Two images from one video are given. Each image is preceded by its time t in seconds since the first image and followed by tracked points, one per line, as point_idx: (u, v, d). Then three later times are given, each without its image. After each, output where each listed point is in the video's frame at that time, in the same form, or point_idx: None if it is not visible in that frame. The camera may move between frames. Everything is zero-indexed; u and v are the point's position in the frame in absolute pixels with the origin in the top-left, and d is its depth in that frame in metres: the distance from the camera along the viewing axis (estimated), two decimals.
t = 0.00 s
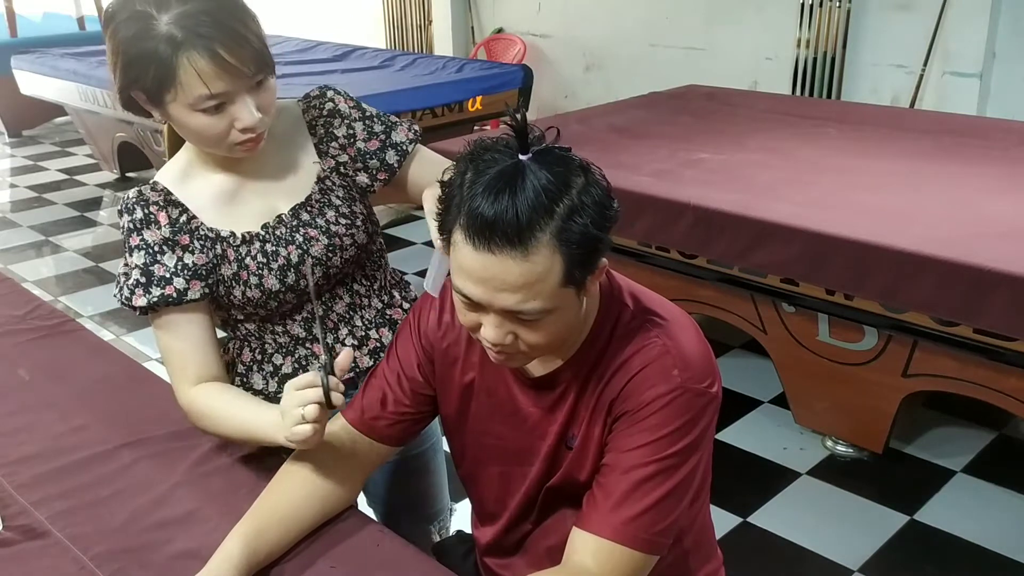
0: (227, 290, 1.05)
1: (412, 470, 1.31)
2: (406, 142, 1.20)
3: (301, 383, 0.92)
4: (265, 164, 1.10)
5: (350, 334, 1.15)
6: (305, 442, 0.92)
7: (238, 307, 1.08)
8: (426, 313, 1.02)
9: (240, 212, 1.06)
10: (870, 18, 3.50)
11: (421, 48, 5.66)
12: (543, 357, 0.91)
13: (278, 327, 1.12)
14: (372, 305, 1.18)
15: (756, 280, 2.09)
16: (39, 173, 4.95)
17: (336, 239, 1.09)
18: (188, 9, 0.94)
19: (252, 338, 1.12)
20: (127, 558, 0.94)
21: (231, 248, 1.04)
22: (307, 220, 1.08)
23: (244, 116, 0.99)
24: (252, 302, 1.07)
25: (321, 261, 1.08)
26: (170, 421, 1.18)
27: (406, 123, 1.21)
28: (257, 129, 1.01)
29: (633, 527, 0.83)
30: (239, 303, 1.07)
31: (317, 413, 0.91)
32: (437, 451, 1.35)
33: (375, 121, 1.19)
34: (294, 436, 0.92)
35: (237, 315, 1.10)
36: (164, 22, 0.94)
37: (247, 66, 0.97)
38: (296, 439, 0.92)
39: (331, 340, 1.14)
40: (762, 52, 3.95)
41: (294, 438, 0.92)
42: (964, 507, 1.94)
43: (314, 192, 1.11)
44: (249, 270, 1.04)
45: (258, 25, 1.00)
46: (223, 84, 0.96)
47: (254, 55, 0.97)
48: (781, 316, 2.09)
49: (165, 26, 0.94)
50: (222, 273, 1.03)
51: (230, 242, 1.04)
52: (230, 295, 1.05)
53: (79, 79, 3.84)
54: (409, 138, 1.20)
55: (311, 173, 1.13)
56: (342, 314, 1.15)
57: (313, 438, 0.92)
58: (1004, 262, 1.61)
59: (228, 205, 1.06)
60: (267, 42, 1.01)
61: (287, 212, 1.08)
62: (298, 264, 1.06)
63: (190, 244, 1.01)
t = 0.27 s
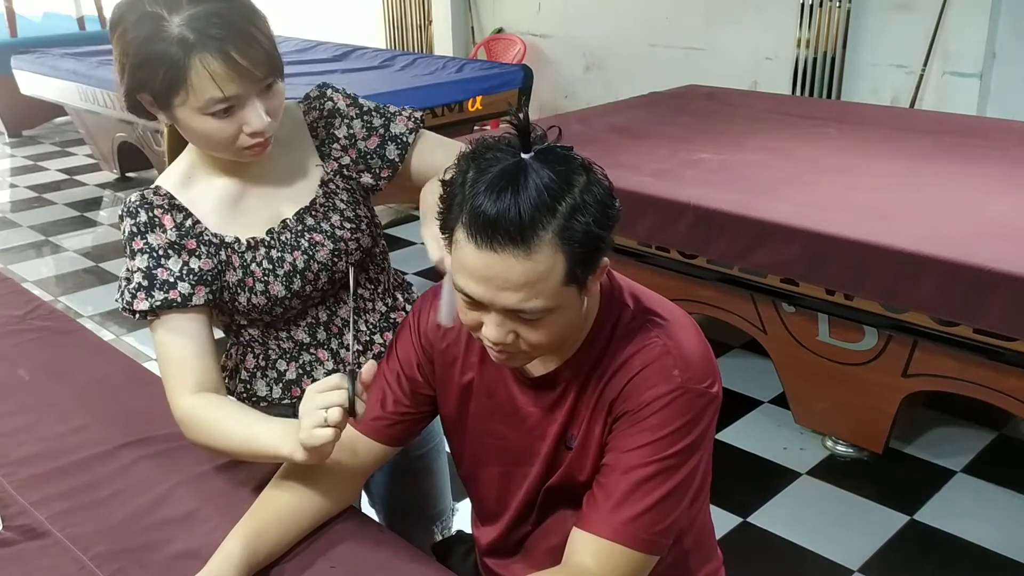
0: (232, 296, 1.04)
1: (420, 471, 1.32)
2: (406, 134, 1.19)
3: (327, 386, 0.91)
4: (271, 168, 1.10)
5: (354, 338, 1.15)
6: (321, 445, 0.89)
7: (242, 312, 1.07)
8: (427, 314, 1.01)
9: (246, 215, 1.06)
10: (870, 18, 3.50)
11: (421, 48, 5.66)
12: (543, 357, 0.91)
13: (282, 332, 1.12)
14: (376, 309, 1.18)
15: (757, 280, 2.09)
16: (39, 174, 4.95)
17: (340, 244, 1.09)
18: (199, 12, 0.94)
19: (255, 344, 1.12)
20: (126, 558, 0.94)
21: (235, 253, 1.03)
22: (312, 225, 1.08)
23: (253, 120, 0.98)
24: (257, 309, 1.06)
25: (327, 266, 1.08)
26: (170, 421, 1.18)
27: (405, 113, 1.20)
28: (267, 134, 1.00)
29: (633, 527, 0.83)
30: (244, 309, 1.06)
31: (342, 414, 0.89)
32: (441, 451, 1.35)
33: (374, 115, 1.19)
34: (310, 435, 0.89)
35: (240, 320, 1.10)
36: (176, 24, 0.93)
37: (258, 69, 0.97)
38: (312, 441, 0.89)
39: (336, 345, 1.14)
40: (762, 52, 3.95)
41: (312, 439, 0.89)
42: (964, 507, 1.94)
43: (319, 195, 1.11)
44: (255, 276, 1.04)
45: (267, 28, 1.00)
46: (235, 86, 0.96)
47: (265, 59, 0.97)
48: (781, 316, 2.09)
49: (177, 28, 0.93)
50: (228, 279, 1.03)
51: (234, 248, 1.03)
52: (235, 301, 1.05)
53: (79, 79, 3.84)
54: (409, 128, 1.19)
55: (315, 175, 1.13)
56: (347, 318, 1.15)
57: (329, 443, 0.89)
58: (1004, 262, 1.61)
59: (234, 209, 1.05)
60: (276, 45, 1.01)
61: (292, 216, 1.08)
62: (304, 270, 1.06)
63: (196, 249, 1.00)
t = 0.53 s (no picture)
0: (229, 298, 1.04)
1: (417, 470, 1.31)
2: (399, 133, 1.19)
3: (318, 395, 0.91)
4: (264, 173, 1.10)
5: (353, 338, 1.15)
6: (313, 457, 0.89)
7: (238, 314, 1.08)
8: (424, 314, 1.02)
9: (238, 218, 1.06)
10: (870, 18, 3.50)
11: (421, 48, 5.66)
12: (541, 357, 0.91)
13: (280, 333, 1.12)
14: (374, 306, 1.18)
15: (756, 280, 2.09)
16: (39, 174, 4.95)
17: (335, 243, 1.10)
18: (186, 19, 0.94)
19: (253, 345, 1.12)
20: (126, 558, 0.94)
21: (230, 256, 1.03)
22: (307, 225, 1.08)
23: (245, 124, 0.98)
24: (253, 310, 1.06)
25: (323, 266, 1.09)
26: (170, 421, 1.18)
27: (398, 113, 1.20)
28: (258, 138, 1.00)
29: (631, 527, 0.83)
30: (239, 311, 1.06)
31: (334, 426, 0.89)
32: (439, 451, 1.35)
33: (366, 115, 1.18)
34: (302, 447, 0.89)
35: (237, 322, 1.10)
36: (162, 32, 0.93)
37: (247, 74, 0.96)
38: (303, 452, 0.89)
39: (334, 344, 1.14)
40: (762, 52, 3.95)
41: (304, 451, 0.89)
42: (964, 507, 1.94)
43: (312, 194, 1.12)
44: (250, 278, 1.04)
45: (254, 31, 0.99)
46: (225, 92, 0.95)
47: (254, 63, 0.97)
48: (780, 316, 2.09)
49: (164, 37, 0.93)
50: (223, 282, 1.03)
51: (228, 250, 1.03)
52: (231, 303, 1.05)
53: (79, 79, 3.84)
54: (402, 128, 1.19)
55: (309, 176, 1.13)
56: (344, 318, 1.15)
57: (321, 454, 0.89)
58: (1003, 262, 1.61)
59: (225, 212, 1.05)
60: (264, 48, 1.01)
61: (284, 217, 1.08)
62: (299, 270, 1.06)
63: (188, 253, 1.00)
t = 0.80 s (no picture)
0: (230, 301, 1.04)
1: (418, 471, 1.32)
2: (391, 123, 1.17)
3: (319, 401, 0.91)
4: (265, 174, 1.10)
5: (354, 339, 1.15)
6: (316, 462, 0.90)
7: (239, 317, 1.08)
8: (428, 315, 1.02)
9: (240, 221, 1.06)
10: (870, 18, 3.51)
11: (421, 48, 5.66)
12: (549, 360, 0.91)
13: (281, 335, 1.12)
14: (375, 308, 1.18)
15: (756, 280, 2.09)
16: (39, 174, 4.95)
17: (336, 245, 1.10)
18: (184, 22, 0.94)
19: (254, 346, 1.12)
20: (127, 558, 0.94)
21: (231, 260, 1.03)
22: (307, 227, 1.08)
23: (245, 126, 0.98)
24: (255, 313, 1.07)
25: (323, 268, 1.08)
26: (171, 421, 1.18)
27: (390, 102, 1.19)
28: (259, 140, 1.00)
29: (635, 527, 0.83)
30: (241, 314, 1.06)
31: (336, 430, 0.90)
32: (440, 451, 1.35)
33: (358, 107, 1.17)
34: (305, 453, 0.90)
35: (239, 324, 1.10)
36: (160, 35, 0.93)
37: (247, 76, 0.96)
38: (307, 458, 0.90)
39: (335, 346, 1.14)
40: (762, 52, 3.95)
41: (308, 457, 0.90)
42: (964, 507, 1.94)
43: (312, 195, 1.11)
44: (252, 282, 1.04)
45: (254, 33, 0.99)
46: (224, 94, 0.95)
47: (254, 64, 0.97)
48: (780, 316, 2.09)
49: (162, 40, 0.93)
50: (224, 285, 1.03)
51: (230, 254, 1.03)
52: (233, 306, 1.05)
53: (79, 79, 3.84)
54: (393, 116, 1.17)
55: (308, 177, 1.13)
56: (345, 319, 1.15)
57: (325, 459, 0.90)
58: (1003, 262, 1.61)
59: (228, 213, 1.05)
60: (263, 49, 1.01)
61: (285, 219, 1.08)
62: (300, 273, 1.06)
63: (190, 257, 1.01)
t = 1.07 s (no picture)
0: (233, 303, 1.04)
1: (417, 472, 1.32)
2: (397, 125, 1.18)
3: (337, 378, 0.89)
4: (265, 175, 1.09)
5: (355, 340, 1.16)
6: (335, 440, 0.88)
7: (240, 318, 1.07)
8: (428, 316, 1.02)
9: (241, 222, 1.06)
10: (870, 18, 3.51)
11: (421, 48, 5.66)
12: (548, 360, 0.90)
13: (284, 336, 1.12)
14: (376, 309, 1.18)
15: (757, 280, 2.09)
16: (39, 174, 4.95)
17: (338, 247, 1.10)
18: (180, 25, 0.93)
19: (256, 347, 1.12)
20: (127, 558, 0.94)
21: (234, 261, 1.03)
22: (309, 228, 1.08)
23: (243, 128, 0.97)
24: (257, 315, 1.07)
25: (325, 269, 1.08)
26: (171, 421, 1.18)
27: (395, 104, 1.19)
28: (258, 142, 1.00)
29: (634, 527, 0.83)
30: (243, 316, 1.06)
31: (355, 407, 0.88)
32: (440, 452, 1.35)
33: (364, 109, 1.18)
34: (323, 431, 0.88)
35: (240, 325, 1.09)
36: (156, 39, 0.93)
37: (244, 78, 0.96)
38: (326, 436, 0.88)
39: (337, 347, 1.14)
40: (762, 52, 3.95)
41: (326, 435, 0.87)
42: (964, 507, 1.94)
43: (314, 198, 1.12)
44: (254, 284, 1.04)
45: (252, 35, 0.99)
46: (221, 98, 0.95)
47: (252, 67, 0.96)
48: (780, 316, 2.09)
49: (158, 44, 0.93)
50: (227, 287, 1.02)
51: (233, 255, 1.03)
52: (235, 308, 1.05)
53: (79, 79, 3.84)
54: (400, 120, 1.18)
55: (310, 178, 1.13)
56: (347, 320, 1.15)
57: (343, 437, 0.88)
58: (1003, 262, 1.61)
59: (228, 216, 1.05)
60: (261, 51, 1.00)
61: (287, 220, 1.08)
62: (303, 275, 1.07)
63: (194, 258, 1.00)
